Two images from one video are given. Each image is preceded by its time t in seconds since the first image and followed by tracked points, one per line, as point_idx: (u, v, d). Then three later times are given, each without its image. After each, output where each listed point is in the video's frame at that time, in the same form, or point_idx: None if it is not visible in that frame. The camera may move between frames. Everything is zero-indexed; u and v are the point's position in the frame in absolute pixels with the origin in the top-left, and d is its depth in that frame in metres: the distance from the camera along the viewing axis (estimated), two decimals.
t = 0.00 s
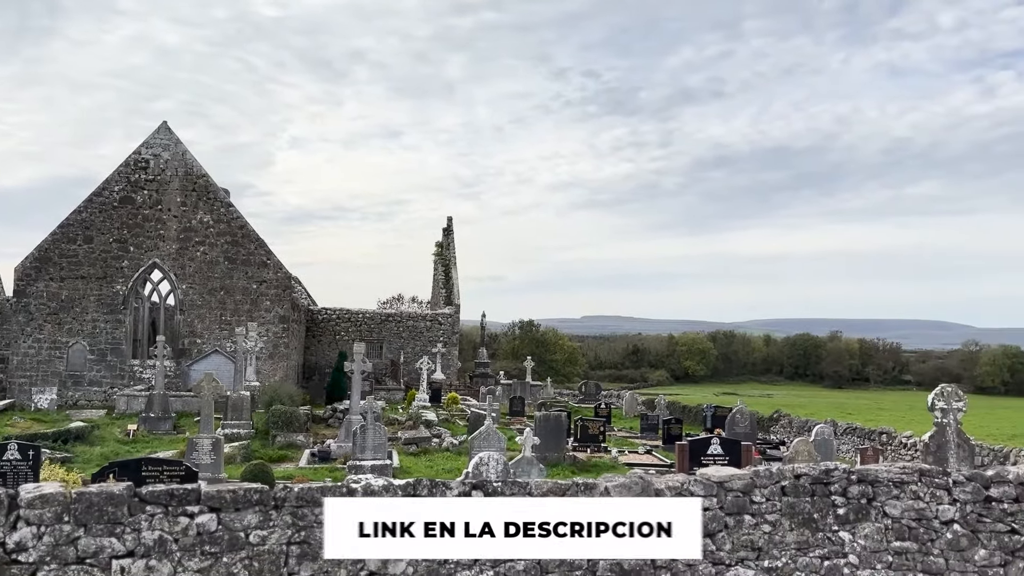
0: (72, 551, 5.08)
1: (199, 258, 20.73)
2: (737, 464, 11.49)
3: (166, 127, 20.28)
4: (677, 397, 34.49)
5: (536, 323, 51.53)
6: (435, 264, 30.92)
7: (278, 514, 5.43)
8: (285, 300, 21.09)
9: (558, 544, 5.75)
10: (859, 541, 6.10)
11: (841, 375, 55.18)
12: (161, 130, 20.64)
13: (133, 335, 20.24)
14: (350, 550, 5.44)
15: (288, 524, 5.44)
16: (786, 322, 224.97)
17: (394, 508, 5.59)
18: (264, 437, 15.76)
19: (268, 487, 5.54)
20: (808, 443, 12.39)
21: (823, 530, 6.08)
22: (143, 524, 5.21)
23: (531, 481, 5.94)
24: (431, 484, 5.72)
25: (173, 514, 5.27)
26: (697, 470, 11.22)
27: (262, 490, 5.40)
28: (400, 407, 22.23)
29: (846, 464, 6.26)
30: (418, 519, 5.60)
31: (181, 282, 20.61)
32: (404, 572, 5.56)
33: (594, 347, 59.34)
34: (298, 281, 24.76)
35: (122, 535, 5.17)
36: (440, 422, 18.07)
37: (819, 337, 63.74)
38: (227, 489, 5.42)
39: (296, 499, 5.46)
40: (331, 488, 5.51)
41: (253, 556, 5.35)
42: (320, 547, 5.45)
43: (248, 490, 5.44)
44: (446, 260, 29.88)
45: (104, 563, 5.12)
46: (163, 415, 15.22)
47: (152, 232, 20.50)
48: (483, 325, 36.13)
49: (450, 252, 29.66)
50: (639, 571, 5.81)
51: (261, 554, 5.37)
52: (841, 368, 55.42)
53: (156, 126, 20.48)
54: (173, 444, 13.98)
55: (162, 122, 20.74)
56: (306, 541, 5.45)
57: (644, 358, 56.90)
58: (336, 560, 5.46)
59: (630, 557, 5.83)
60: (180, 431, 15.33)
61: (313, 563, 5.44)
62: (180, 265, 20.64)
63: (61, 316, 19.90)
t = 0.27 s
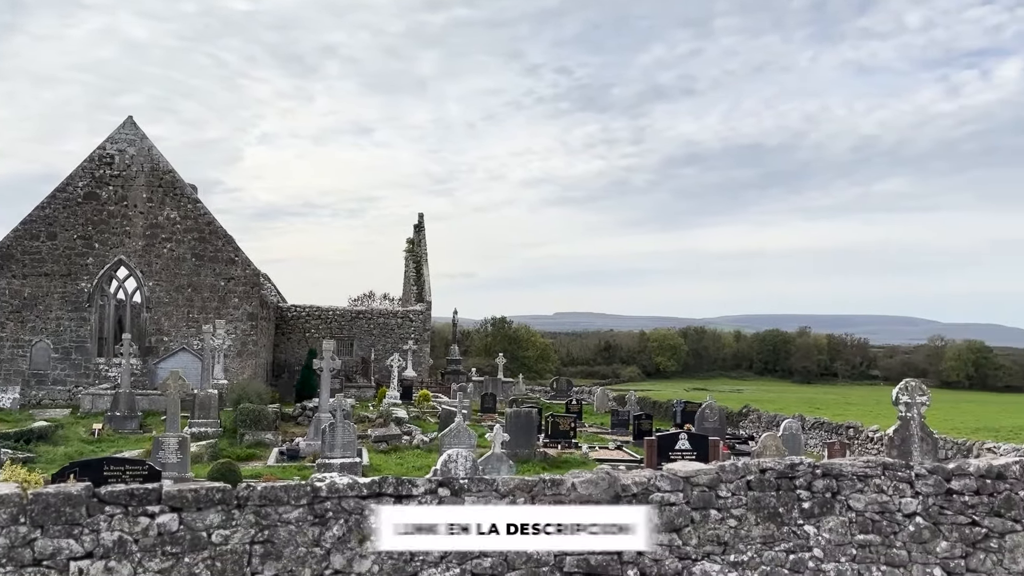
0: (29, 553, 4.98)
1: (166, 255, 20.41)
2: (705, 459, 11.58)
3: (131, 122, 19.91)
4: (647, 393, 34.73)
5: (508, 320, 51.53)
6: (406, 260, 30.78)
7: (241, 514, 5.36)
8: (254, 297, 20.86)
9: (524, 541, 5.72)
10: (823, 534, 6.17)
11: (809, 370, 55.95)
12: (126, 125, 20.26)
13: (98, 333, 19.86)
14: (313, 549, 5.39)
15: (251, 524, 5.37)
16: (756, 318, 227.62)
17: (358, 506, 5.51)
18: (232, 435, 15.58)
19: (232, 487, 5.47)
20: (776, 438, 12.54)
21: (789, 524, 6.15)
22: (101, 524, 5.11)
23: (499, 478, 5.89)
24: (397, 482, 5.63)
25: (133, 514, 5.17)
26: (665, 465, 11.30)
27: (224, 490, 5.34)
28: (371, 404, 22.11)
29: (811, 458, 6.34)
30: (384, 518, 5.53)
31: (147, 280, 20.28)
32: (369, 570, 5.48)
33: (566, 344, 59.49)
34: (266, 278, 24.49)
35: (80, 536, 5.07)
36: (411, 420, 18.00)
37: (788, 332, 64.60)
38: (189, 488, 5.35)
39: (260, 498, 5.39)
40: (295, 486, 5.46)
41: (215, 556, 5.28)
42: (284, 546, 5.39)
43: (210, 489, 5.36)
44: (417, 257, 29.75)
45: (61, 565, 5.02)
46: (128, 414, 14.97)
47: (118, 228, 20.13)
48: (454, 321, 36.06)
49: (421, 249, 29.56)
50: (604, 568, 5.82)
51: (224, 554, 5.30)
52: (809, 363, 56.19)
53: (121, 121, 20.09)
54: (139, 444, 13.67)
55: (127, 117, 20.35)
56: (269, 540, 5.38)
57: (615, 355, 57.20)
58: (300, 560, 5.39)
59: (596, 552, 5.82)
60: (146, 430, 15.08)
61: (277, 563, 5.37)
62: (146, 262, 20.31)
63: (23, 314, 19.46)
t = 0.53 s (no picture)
0: None
1: (131, 251, 20.06)
2: (672, 453, 11.68)
3: (94, 117, 19.51)
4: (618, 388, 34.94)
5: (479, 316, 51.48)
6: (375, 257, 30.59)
7: (203, 514, 5.29)
8: (221, 294, 20.58)
9: (490, 536, 5.72)
10: (788, 527, 6.25)
11: (777, 365, 56.70)
12: (89, 120, 19.83)
13: (61, 331, 19.45)
14: (276, 546, 5.34)
15: (214, 523, 5.29)
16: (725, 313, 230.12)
17: (321, 504, 5.47)
18: (198, 434, 15.36)
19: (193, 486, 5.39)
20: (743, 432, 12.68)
21: (753, 517, 6.21)
22: (59, 526, 5.01)
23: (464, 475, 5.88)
24: (361, 479, 5.60)
25: (92, 515, 5.07)
26: (632, 460, 11.37)
27: (186, 489, 5.25)
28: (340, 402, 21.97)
29: (775, 452, 6.41)
30: (349, 515, 5.51)
31: (112, 277, 19.92)
32: (334, 569, 5.41)
33: (537, 340, 59.61)
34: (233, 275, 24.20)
35: (36, 538, 4.96)
36: (380, 417, 17.92)
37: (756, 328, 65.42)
38: (150, 488, 5.26)
39: (222, 497, 5.32)
40: (259, 485, 5.40)
41: (177, 556, 5.19)
42: (247, 545, 5.32)
43: (171, 489, 5.27)
44: (387, 254, 29.59)
45: (17, 567, 4.90)
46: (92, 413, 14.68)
47: (81, 225, 19.74)
48: (425, 318, 35.94)
49: (391, 245, 29.42)
50: (571, 564, 5.81)
51: (185, 554, 5.21)
52: (777, 357, 56.92)
53: (84, 115, 19.66)
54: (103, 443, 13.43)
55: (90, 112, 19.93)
56: (231, 540, 5.31)
57: (586, 350, 57.46)
58: (263, 558, 5.33)
59: (563, 548, 5.82)
60: (111, 429, 14.80)
61: (239, 563, 5.29)
62: (110, 259, 19.95)
63: None
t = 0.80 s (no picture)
0: None
1: (91, 248, 19.68)
2: (638, 447, 11.75)
3: (52, 111, 19.04)
4: (587, 384, 35.07)
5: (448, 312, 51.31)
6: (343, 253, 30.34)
7: (161, 513, 5.20)
8: (185, 292, 20.25)
9: (454, 532, 5.70)
10: (751, 519, 6.32)
11: (744, 359, 57.34)
12: (47, 114, 19.36)
13: (20, 329, 19.00)
14: (236, 545, 5.26)
15: (172, 523, 5.20)
16: (694, 309, 232.39)
17: (282, 501, 5.40)
18: (162, 433, 15.11)
19: (151, 486, 5.30)
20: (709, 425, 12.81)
21: (717, 510, 6.27)
22: (13, 527, 4.94)
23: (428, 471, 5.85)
24: (323, 477, 5.54)
25: (46, 516, 5.00)
26: (598, 454, 11.43)
27: (143, 489, 5.16)
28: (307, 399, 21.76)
29: (739, 445, 6.48)
30: (311, 513, 5.45)
31: (72, 274, 19.52)
32: (297, 567, 5.36)
33: (507, 336, 59.59)
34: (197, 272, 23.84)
35: None
36: (347, 414, 17.79)
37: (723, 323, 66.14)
38: (106, 487, 5.17)
39: (181, 496, 5.24)
40: (218, 483, 5.32)
41: (134, 557, 5.09)
42: (207, 544, 5.24)
43: (128, 489, 5.17)
44: (355, 250, 29.37)
45: None
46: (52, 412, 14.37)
47: (40, 221, 19.34)
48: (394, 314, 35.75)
49: (358, 241, 29.22)
50: (536, 559, 5.81)
51: (143, 554, 5.12)
52: (744, 352, 57.53)
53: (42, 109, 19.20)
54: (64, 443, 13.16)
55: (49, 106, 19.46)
56: (191, 539, 5.22)
57: (556, 346, 57.57)
58: (223, 557, 5.25)
59: (528, 543, 5.82)
60: (72, 429, 14.50)
61: (199, 562, 5.21)
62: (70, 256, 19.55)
63: None
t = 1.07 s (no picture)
0: None
1: (48, 244, 19.26)
2: (602, 440, 11.81)
3: (6, 103, 18.51)
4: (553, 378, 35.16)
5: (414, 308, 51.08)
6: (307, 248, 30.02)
7: (116, 512, 5.08)
8: (145, 288, 19.85)
9: (416, 528, 5.66)
10: (712, 510, 6.38)
11: (709, 352, 58.00)
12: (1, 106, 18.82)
13: None
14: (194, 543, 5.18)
15: (127, 521, 5.09)
16: (661, 305, 234.51)
17: (241, 498, 5.33)
18: (121, 431, 14.81)
19: (105, 484, 5.18)
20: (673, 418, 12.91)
21: (679, 501, 6.32)
22: None
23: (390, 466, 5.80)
24: (283, 474, 5.47)
25: None
26: (562, 447, 11.48)
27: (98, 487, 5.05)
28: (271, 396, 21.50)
29: (700, 437, 6.54)
30: (271, 509, 5.38)
31: (28, 271, 19.08)
32: (257, 564, 5.29)
33: (474, 332, 59.53)
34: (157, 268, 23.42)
35: None
36: (311, 411, 17.60)
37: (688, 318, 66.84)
38: (59, 486, 5.05)
39: (136, 493, 5.13)
40: (174, 480, 5.22)
41: (88, 556, 4.98)
42: (163, 542, 5.14)
43: (81, 487, 5.06)
44: (319, 245, 29.08)
45: None
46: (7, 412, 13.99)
47: None
48: (359, 311, 35.48)
49: (322, 237, 28.94)
50: (499, 553, 5.80)
51: (96, 554, 5.01)
52: (709, 345, 58.12)
53: None
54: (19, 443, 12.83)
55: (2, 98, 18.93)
56: (146, 538, 5.12)
57: (523, 341, 57.65)
58: (180, 556, 5.15)
59: (491, 536, 5.81)
60: (27, 428, 14.13)
61: (155, 561, 5.11)
62: (26, 252, 19.12)
63: None
